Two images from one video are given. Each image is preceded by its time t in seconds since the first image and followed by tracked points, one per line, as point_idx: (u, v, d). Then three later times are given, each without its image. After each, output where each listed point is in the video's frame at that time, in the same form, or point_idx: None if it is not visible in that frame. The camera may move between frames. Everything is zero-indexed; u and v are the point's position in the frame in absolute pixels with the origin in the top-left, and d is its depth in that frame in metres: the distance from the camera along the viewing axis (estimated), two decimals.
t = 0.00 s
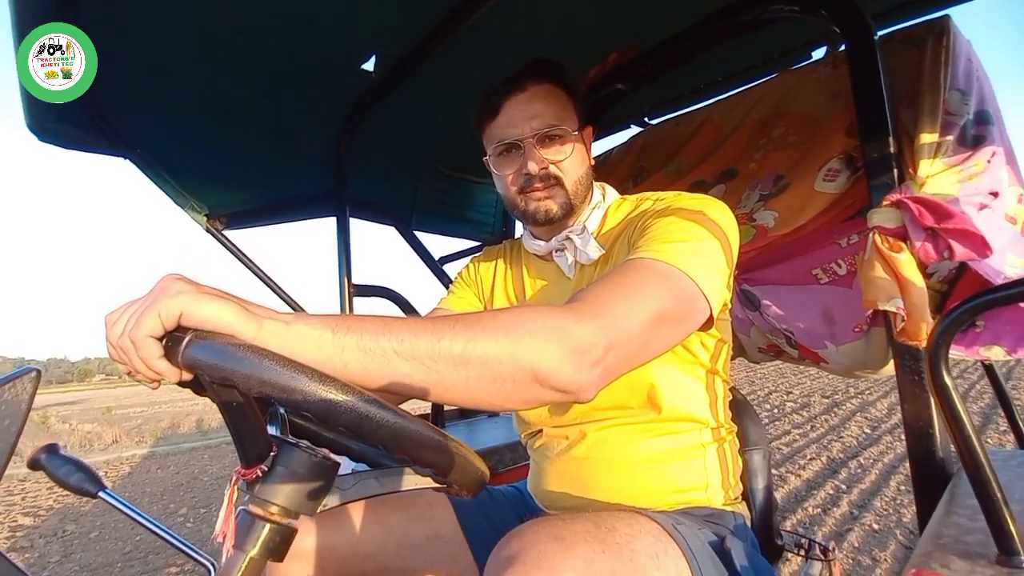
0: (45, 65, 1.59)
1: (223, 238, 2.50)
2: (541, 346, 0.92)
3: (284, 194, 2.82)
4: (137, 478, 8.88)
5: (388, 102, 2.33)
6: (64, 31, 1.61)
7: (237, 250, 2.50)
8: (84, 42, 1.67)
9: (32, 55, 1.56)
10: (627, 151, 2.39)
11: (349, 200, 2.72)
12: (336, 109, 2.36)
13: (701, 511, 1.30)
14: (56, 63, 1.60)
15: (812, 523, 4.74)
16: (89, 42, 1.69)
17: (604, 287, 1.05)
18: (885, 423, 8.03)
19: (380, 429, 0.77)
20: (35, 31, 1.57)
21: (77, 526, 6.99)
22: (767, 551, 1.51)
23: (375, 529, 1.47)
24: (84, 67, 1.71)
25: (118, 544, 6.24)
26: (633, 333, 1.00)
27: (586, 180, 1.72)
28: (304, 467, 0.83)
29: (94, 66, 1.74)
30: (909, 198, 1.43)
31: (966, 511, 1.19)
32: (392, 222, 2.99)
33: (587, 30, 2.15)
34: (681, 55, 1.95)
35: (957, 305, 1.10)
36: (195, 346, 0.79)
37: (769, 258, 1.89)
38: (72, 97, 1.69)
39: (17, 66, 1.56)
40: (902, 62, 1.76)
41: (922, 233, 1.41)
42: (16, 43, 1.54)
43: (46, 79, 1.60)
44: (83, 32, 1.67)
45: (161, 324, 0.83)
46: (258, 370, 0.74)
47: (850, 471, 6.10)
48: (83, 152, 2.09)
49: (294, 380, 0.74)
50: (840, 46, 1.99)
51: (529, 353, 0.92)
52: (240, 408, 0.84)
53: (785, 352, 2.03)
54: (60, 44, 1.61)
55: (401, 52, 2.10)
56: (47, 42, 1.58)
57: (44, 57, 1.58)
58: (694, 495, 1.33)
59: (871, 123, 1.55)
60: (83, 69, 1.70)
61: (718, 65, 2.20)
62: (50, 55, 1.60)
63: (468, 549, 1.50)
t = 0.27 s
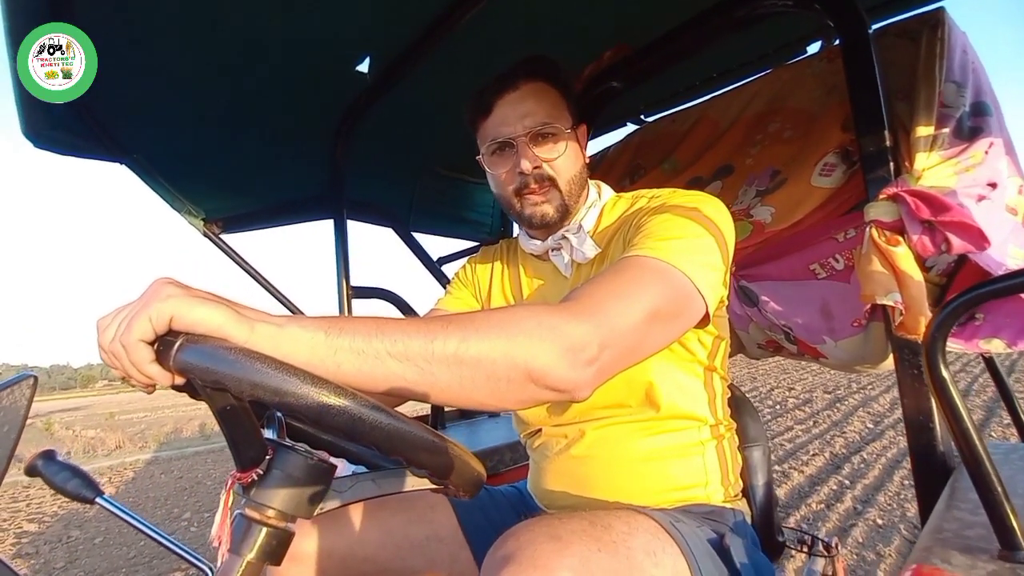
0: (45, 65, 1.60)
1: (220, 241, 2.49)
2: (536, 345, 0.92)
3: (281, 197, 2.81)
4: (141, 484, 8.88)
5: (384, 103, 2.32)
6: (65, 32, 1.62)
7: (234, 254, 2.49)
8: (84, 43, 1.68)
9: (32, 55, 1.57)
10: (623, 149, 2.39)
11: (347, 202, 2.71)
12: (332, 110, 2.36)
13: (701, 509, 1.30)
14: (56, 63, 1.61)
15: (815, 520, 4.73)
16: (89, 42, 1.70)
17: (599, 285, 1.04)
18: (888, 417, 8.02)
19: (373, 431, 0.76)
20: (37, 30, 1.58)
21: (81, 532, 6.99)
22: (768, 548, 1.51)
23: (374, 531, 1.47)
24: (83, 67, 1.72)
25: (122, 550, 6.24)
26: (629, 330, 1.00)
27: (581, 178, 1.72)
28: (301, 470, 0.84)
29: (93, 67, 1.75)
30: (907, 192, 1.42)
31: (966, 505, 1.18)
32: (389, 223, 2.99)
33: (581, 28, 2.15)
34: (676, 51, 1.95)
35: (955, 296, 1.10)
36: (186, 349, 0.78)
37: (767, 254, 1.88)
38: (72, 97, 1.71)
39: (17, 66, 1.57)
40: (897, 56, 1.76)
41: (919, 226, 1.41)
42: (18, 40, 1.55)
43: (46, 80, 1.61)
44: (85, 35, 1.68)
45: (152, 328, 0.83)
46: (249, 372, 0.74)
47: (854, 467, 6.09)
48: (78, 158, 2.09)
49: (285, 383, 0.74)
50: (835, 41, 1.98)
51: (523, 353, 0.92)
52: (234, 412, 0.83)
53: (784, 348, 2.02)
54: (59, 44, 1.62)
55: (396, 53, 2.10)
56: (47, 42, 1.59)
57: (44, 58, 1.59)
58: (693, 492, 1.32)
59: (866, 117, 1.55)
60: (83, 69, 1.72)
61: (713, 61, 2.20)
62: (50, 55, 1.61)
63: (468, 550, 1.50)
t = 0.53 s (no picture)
0: (44, 65, 1.61)
1: (208, 242, 2.48)
2: (526, 345, 0.92)
3: (270, 198, 2.80)
4: (129, 487, 8.81)
5: (374, 103, 2.32)
6: (66, 31, 1.64)
7: (223, 255, 2.48)
8: (84, 43, 1.69)
9: (32, 55, 1.58)
10: (614, 149, 2.39)
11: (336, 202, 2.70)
12: (322, 110, 2.35)
13: (692, 507, 1.30)
14: (56, 63, 1.61)
15: (805, 517, 4.76)
16: (89, 42, 1.71)
17: (590, 285, 1.04)
18: (876, 415, 8.08)
19: (361, 432, 0.76)
20: (38, 29, 1.59)
21: (68, 536, 6.92)
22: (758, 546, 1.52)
23: (364, 533, 1.47)
24: (83, 67, 1.72)
25: (110, 554, 6.19)
26: (619, 329, 1.00)
27: (571, 177, 1.72)
28: (287, 473, 0.83)
29: (94, 66, 1.76)
30: (894, 190, 1.43)
31: (955, 501, 1.19)
32: (379, 223, 2.98)
33: (571, 27, 2.15)
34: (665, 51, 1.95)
35: (942, 294, 1.11)
36: (168, 351, 0.78)
37: (756, 253, 1.90)
38: (72, 97, 1.70)
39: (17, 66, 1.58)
40: (884, 56, 1.77)
41: (906, 224, 1.42)
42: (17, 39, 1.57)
43: (46, 80, 1.61)
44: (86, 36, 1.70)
45: (132, 329, 0.82)
46: (232, 374, 0.73)
47: (842, 464, 6.13)
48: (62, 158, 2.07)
49: (270, 384, 0.74)
50: (822, 41, 2.00)
51: (513, 352, 0.92)
52: (218, 415, 0.82)
53: (774, 347, 2.02)
54: (59, 44, 1.63)
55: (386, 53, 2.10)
56: (47, 41, 1.61)
57: (44, 57, 1.60)
58: (684, 491, 1.33)
59: (854, 117, 1.55)
60: (83, 69, 1.72)
61: (701, 61, 2.21)
62: (50, 55, 1.62)
63: (459, 551, 1.49)
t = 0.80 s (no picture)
0: (45, 65, 1.64)
1: (200, 240, 2.46)
2: (521, 344, 0.91)
3: (263, 196, 2.78)
4: (121, 487, 8.77)
5: (368, 101, 2.31)
6: (66, 32, 1.66)
7: (215, 254, 2.46)
8: (85, 43, 1.71)
9: (32, 55, 1.61)
10: (609, 147, 2.38)
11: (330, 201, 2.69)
12: (316, 108, 2.34)
13: (688, 508, 1.29)
14: (56, 63, 1.64)
15: (799, 516, 4.76)
16: (90, 42, 1.72)
17: (587, 282, 1.03)
18: (869, 414, 8.10)
19: (352, 433, 0.75)
20: (37, 30, 1.62)
21: (58, 537, 6.87)
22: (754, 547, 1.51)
23: (357, 534, 1.45)
24: (84, 67, 1.74)
25: (101, 556, 6.15)
26: (616, 328, 0.99)
27: (567, 173, 1.71)
28: (276, 474, 0.82)
29: (93, 66, 1.76)
30: (890, 189, 1.43)
31: (953, 502, 1.19)
32: (373, 222, 2.97)
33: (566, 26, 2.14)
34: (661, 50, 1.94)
35: (942, 293, 1.10)
36: (152, 349, 0.76)
37: (751, 253, 1.90)
38: (72, 97, 1.73)
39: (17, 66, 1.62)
40: (880, 55, 1.76)
41: (903, 223, 1.41)
42: (17, 41, 1.59)
43: (46, 80, 1.65)
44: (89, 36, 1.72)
45: (114, 327, 0.81)
46: (218, 373, 0.72)
47: (835, 463, 6.14)
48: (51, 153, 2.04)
49: (257, 384, 0.72)
50: (818, 40, 1.99)
51: (508, 351, 0.91)
52: (206, 416, 0.79)
53: (769, 347, 2.02)
54: (60, 44, 1.66)
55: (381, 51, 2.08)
56: (47, 42, 1.63)
57: (44, 58, 1.63)
58: (680, 491, 1.32)
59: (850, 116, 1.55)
60: (83, 69, 1.73)
61: (697, 59, 2.20)
62: (50, 55, 1.64)
63: (452, 553, 1.48)
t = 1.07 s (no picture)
0: (45, 65, 1.63)
1: (198, 235, 2.44)
2: (529, 342, 0.90)
3: (262, 191, 2.76)
4: (114, 483, 8.74)
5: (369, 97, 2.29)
6: (64, 31, 1.66)
7: (213, 249, 2.44)
8: (84, 43, 1.71)
9: (33, 55, 1.60)
10: (613, 146, 2.36)
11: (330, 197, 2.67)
12: (316, 104, 2.32)
13: (692, 510, 1.28)
14: (56, 63, 1.64)
15: (794, 518, 4.76)
16: (90, 42, 1.73)
17: (594, 280, 1.02)
18: (864, 417, 8.10)
19: (357, 433, 0.73)
20: (36, 31, 1.62)
21: (50, 533, 6.84)
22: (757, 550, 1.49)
23: (356, 534, 1.43)
24: (83, 67, 1.74)
25: (94, 551, 6.12)
26: (624, 327, 0.97)
27: (574, 173, 1.69)
28: (275, 473, 0.80)
29: (93, 66, 1.77)
30: (896, 191, 1.41)
31: (959, 507, 1.18)
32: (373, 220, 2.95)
33: (569, 25, 2.12)
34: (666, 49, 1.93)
35: (951, 297, 1.08)
36: (152, 344, 0.74)
37: (755, 254, 1.89)
38: (71, 97, 1.72)
39: (17, 65, 1.61)
40: (886, 56, 1.74)
41: (909, 227, 1.40)
42: (17, 41, 1.60)
43: (46, 80, 1.63)
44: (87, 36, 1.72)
45: (112, 320, 0.79)
46: (221, 371, 0.70)
47: (831, 466, 6.14)
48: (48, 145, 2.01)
49: (261, 381, 0.71)
50: (824, 41, 1.98)
51: (515, 348, 0.89)
52: (204, 413, 0.79)
53: (771, 348, 2.02)
54: (60, 44, 1.66)
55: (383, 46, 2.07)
56: (47, 42, 1.63)
57: (45, 58, 1.62)
58: (684, 493, 1.30)
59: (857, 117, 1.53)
60: (83, 69, 1.74)
61: (701, 59, 2.18)
62: (50, 55, 1.64)
63: (452, 554, 1.46)
